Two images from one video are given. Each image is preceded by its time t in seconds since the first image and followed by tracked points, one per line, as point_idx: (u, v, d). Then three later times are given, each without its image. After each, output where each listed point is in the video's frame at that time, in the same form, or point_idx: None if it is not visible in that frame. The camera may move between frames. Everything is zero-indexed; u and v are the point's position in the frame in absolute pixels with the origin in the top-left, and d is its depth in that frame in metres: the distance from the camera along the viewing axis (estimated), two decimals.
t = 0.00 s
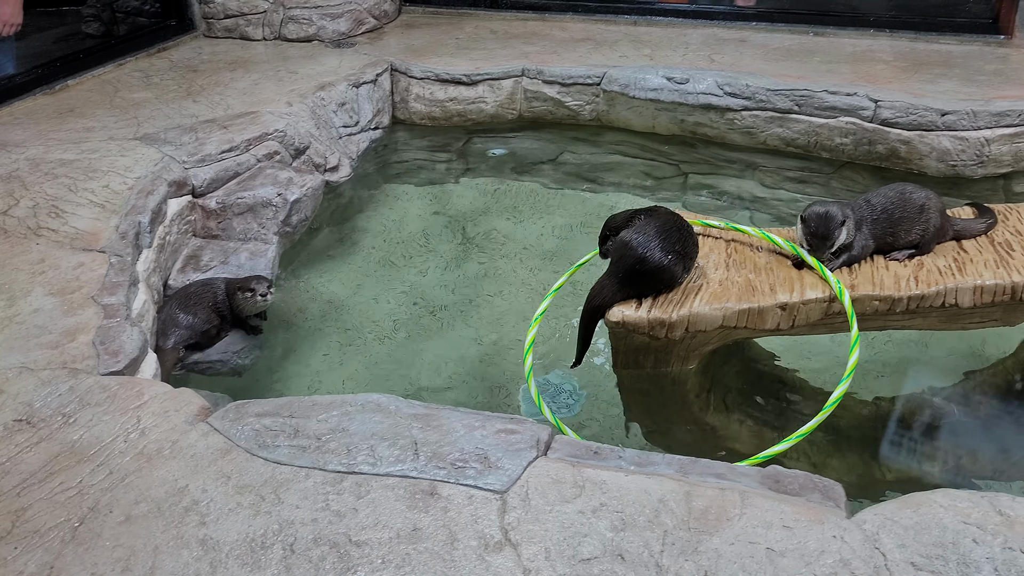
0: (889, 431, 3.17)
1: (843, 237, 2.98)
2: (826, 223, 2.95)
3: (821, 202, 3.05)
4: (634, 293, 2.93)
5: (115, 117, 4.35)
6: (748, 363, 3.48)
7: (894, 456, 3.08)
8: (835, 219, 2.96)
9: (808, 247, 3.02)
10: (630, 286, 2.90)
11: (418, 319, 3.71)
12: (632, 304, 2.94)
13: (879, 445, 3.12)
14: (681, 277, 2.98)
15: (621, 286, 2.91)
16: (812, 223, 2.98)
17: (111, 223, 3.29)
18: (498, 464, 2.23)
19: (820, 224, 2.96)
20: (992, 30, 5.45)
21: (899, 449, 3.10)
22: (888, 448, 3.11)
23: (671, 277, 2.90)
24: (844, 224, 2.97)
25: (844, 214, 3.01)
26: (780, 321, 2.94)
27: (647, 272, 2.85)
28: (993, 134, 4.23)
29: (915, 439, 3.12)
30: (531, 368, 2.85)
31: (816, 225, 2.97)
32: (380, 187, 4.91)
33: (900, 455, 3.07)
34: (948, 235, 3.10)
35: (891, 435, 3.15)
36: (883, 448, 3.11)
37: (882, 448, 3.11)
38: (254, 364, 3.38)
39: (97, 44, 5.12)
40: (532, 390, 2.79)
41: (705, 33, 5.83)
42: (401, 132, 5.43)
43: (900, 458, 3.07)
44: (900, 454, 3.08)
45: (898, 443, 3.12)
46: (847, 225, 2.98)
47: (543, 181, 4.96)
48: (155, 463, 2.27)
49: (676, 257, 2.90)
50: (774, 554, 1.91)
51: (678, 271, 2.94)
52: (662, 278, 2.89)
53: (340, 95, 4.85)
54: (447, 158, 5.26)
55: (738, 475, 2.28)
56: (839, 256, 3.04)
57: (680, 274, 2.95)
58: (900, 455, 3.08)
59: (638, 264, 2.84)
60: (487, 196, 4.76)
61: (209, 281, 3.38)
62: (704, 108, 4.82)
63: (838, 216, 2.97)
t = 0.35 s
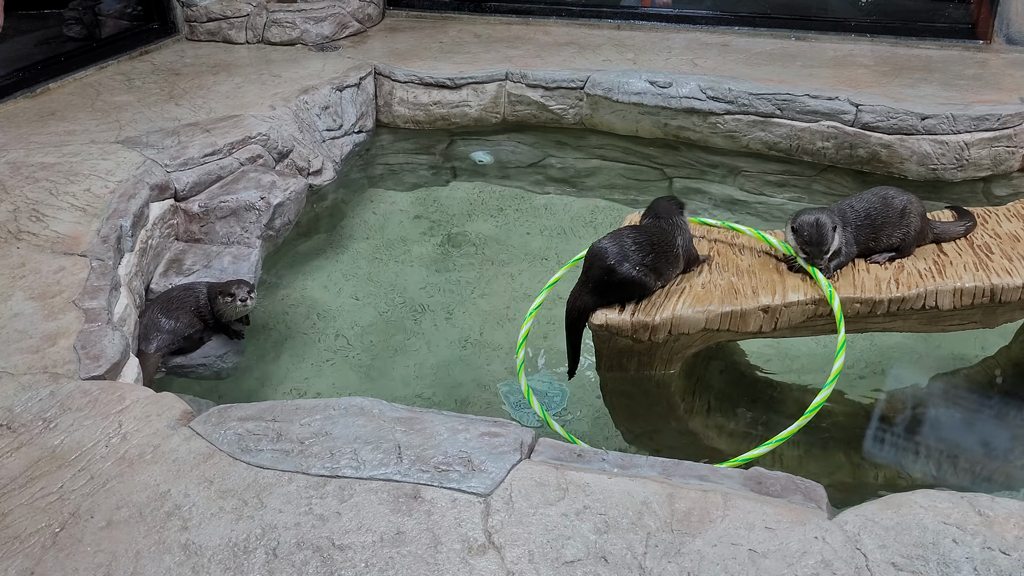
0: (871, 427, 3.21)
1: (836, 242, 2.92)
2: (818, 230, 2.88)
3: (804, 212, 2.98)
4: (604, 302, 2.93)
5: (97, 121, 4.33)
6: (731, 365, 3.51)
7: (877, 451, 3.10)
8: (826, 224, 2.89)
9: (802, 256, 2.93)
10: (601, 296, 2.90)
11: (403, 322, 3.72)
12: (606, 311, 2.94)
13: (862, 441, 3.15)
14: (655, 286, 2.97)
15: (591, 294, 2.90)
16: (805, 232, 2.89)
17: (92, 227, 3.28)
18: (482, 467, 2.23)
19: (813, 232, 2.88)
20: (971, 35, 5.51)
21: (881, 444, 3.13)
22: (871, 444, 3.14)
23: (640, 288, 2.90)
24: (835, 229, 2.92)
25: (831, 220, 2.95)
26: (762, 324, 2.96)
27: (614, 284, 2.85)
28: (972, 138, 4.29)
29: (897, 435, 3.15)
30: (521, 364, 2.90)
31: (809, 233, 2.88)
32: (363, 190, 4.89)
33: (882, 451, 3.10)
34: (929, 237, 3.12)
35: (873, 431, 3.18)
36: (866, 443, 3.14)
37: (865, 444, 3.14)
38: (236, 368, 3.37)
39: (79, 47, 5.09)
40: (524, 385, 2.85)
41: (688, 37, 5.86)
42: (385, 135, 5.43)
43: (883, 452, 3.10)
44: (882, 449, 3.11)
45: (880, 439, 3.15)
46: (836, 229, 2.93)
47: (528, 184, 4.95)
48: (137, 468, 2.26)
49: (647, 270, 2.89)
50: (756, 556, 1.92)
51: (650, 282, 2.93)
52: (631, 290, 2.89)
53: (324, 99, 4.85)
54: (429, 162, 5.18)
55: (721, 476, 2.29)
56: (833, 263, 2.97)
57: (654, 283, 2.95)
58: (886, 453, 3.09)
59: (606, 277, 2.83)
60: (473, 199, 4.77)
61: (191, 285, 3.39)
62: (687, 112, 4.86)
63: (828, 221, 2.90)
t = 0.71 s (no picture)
0: (858, 433, 3.23)
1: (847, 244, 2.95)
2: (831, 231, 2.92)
3: (816, 214, 3.01)
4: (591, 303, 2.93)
5: (81, 124, 4.30)
6: (718, 370, 3.52)
7: (862, 456, 3.14)
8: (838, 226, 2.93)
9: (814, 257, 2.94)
10: (588, 298, 2.91)
11: (392, 326, 3.70)
12: (595, 312, 2.95)
13: (848, 446, 3.17)
14: (642, 286, 2.98)
15: (580, 297, 2.91)
16: (819, 232, 2.93)
17: (77, 231, 3.26)
18: (470, 471, 2.23)
19: (827, 232, 2.92)
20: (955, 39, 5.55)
21: (868, 450, 3.17)
22: (856, 449, 3.17)
23: (626, 288, 2.90)
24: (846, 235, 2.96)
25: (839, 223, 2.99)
26: (749, 327, 2.96)
27: (599, 284, 2.86)
28: (956, 141, 4.33)
29: (884, 440, 3.17)
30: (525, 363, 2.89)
31: (823, 233, 2.92)
32: (350, 193, 4.87)
33: (868, 457, 3.14)
34: (914, 240, 3.13)
35: (859, 436, 3.21)
36: (852, 449, 3.17)
37: (851, 450, 3.16)
38: (223, 372, 3.36)
39: (63, 49, 5.06)
40: (525, 383, 2.85)
41: (675, 41, 5.88)
42: (372, 137, 5.41)
43: (868, 458, 3.13)
44: (869, 454, 3.14)
45: (866, 444, 3.18)
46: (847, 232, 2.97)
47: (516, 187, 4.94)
48: (123, 474, 2.24)
49: (632, 270, 2.89)
50: (744, 558, 1.93)
51: (636, 283, 2.93)
52: (617, 290, 2.89)
53: (310, 102, 4.85)
54: (417, 164, 5.19)
55: (709, 479, 2.29)
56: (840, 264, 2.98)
57: (641, 283, 2.95)
58: (873, 459, 3.13)
59: (589, 277, 2.85)
60: (461, 202, 4.76)
61: (178, 289, 3.37)
62: (674, 116, 4.87)
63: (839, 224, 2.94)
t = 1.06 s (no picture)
0: (839, 435, 3.23)
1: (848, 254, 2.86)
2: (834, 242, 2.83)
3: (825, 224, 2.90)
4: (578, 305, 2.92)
5: (65, 126, 4.28)
6: (706, 370, 3.51)
7: (845, 459, 3.15)
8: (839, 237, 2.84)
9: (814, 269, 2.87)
10: (575, 300, 2.88)
11: (380, 329, 3.69)
12: (584, 314, 2.93)
13: (829, 450, 3.18)
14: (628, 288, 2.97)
15: (566, 300, 2.88)
16: (823, 243, 2.83)
17: (60, 233, 3.23)
18: (457, 474, 2.21)
19: (831, 243, 2.82)
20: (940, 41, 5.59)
21: (849, 453, 3.17)
22: (838, 453, 3.17)
23: (613, 289, 2.89)
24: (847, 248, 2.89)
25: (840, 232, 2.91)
26: (736, 328, 2.96)
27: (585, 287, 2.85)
28: (941, 142, 4.34)
29: (866, 444, 3.19)
30: (516, 361, 2.85)
31: (827, 244, 2.82)
32: (336, 195, 4.86)
33: (850, 460, 3.14)
34: (900, 240, 3.14)
35: (839, 439, 3.21)
36: (833, 453, 3.17)
37: (832, 454, 3.17)
38: (208, 376, 3.34)
39: (46, 51, 5.04)
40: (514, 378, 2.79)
41: (662, 42, 5.89)
42: (358, 139, 5.40)
43: (849, 461, 3.14)
44: (850, 457, 3.15)
45: (847, 447, 3.18)
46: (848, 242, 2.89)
47: (503, 189, 4.94)
48: (105, 479, 2.22)
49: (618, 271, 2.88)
50: (732, 560, 1.92)
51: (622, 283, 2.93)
52: (604, 292, 2.88)
53: (296, 104, 4.83)
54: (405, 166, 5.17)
55: (696, 481, 2.28)
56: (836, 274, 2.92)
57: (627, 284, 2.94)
58: (860, 461, 3.13)
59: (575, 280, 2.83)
60: (448, 204, 4.76)
61: (162, 292, 3.34)
62: (660, 117, 4.87)
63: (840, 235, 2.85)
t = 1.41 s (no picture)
0: (819, 436, 3.24)
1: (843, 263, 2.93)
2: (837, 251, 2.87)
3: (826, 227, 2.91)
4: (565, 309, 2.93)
5: (48, 129, 4.26)
6: (692, 371, 3.52)
7: (825, 459, 3.17)
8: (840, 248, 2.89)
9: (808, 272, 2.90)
10: (562, 301, 2.89)
11: (365, 331, 3.69)
12: (570, 314, 2.94)
13: (811, 449, 3.19)
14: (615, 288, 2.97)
15: (555, 301, 2.88)
16: (831, 252, 2.84)
17: (43, 237, 3.22)
18: (443, 476, 2.20)
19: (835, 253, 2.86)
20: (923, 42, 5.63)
21: (830, 453, 3.19)
22: (819, 452, 3.19)
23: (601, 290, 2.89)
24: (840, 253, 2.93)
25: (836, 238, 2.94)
26: (722, 328, 2.97)
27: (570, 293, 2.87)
28: (924, 143, 4.37)
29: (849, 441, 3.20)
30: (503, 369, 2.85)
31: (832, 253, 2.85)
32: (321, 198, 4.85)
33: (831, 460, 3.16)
34: (884, 240, 3.14)
35: (821, 439, 3.23)
36: (815, 453, 3.18)
37: (814, 454, 3.18)
38: (194, 379, 3.34)
39: (29, 54, 5.03)
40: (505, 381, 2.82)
41: (647, 44, 5.90)
42: (344, 141, 5.39)
43: (831, 461, 3.16)
44: (832, 458, 3.17)
45: (829, 447, 3.20)
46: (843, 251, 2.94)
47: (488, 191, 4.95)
48: (89, 483, 2.21)
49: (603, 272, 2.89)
50: (717, 560, 1.92)
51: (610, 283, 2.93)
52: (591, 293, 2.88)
53: (281, 106, 4.82)
54: (390, 169, 5.17)
55: (681, 481, 2.28)
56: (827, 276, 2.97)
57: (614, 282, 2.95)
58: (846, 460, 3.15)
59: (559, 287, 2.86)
60: (434, 206, 4.76)
61: (147, 294, 3.33)
62: (646, 118, 4.88)
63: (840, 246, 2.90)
